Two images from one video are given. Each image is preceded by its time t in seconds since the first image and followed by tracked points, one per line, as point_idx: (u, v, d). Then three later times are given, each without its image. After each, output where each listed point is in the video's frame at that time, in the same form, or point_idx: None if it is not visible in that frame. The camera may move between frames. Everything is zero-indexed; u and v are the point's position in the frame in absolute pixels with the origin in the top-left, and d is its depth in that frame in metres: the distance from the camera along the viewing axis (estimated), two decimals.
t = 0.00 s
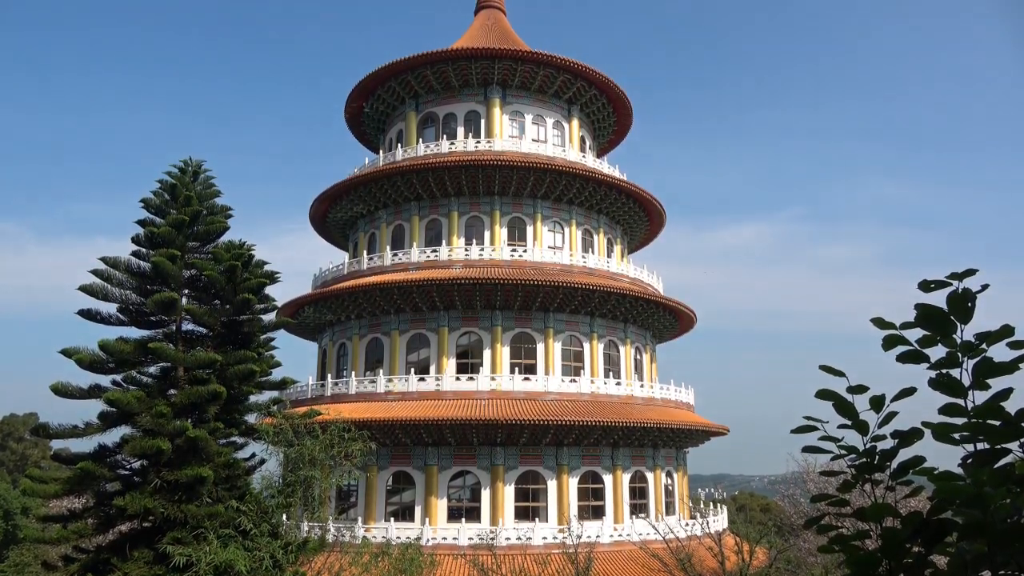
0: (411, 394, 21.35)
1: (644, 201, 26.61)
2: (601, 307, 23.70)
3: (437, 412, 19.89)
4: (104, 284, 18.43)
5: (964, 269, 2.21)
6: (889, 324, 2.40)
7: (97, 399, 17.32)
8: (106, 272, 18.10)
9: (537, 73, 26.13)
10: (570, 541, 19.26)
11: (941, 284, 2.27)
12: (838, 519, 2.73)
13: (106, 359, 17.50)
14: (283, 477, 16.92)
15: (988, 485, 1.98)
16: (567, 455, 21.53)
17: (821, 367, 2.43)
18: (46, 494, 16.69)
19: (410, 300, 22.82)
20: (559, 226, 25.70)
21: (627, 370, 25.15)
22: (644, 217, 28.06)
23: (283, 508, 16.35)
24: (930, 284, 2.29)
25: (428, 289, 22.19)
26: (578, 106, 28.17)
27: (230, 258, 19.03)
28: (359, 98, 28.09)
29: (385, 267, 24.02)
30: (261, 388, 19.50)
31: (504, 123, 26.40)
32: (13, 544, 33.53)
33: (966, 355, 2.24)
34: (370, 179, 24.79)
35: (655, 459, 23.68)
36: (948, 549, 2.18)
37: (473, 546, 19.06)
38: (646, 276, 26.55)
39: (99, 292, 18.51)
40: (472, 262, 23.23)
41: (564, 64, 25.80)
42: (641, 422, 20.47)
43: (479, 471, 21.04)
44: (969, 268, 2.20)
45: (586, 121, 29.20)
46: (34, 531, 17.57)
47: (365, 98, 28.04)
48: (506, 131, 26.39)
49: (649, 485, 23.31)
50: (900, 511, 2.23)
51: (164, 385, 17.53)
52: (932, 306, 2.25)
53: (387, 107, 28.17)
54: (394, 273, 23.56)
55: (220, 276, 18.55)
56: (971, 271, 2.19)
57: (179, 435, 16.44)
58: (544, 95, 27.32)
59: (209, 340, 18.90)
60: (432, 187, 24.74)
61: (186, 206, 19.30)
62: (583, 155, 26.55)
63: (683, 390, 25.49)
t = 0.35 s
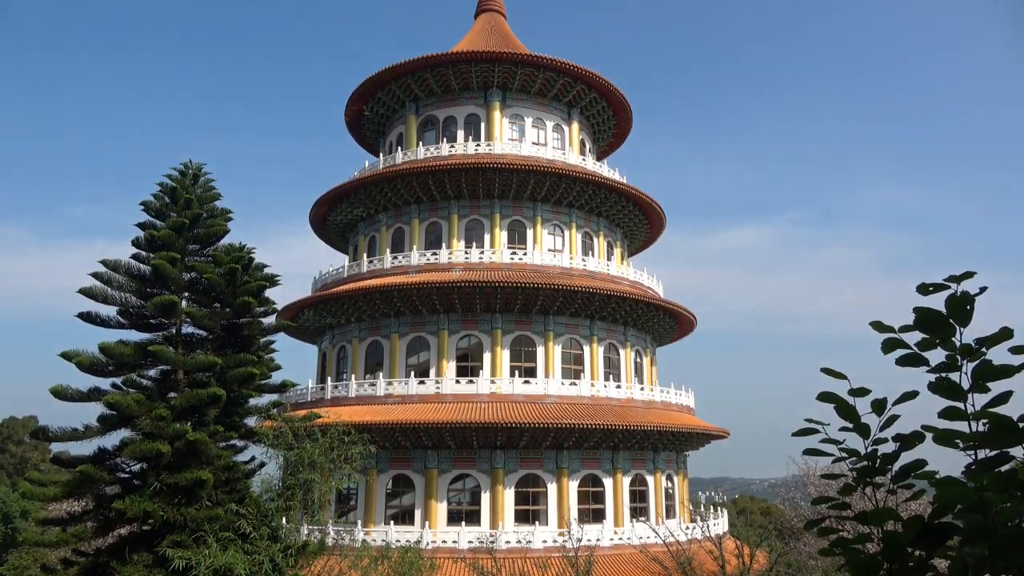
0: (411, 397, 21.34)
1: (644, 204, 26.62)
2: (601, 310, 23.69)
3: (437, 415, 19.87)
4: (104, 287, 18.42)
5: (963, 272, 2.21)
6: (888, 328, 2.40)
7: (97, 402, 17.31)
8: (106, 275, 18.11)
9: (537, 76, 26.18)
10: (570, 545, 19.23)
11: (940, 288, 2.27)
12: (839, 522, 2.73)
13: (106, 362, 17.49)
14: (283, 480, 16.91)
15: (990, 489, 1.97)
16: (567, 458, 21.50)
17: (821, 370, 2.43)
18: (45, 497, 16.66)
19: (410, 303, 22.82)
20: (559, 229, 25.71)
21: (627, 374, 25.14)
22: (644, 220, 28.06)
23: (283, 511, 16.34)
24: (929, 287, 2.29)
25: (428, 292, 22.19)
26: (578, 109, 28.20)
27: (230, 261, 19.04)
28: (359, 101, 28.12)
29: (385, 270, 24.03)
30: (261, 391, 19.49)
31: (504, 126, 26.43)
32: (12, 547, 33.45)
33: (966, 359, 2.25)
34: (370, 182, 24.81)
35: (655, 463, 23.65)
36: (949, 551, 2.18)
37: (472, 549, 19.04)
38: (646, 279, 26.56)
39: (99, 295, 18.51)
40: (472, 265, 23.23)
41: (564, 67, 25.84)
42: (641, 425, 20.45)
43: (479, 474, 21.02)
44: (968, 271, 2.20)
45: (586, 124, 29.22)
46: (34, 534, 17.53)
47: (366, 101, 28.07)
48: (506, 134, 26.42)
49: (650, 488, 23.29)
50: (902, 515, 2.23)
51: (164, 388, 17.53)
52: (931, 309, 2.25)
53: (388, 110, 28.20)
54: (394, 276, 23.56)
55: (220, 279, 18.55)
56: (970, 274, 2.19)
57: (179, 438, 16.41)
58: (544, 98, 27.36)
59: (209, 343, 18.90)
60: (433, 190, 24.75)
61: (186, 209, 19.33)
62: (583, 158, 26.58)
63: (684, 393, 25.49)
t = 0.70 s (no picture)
0: (411, 401, 21.33)
1: (644, 208, 26.64)
2: (602, 315, 23.69)
3: (437, 420, 19.84)
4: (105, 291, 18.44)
5: (962, 277, 2.22)
6: (888, 333, 2.41)
7: (97, 407, 17.31)
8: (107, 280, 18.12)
9: (537, 81, 26.24)
10: (571, 549, 19.18)
11: (940, 292, 2.28)
12: (840, 527, 2.74)
13: (106, 367, 17.49)
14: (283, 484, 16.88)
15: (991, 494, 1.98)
16: (567, 463, 21.48)
17: (821, 375, 2.44)
18: (45, 502, 16.64)
19: (410, 308, 22.84)
20: (560, 233, 25.73)
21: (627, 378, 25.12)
22: (645, 224, 28.08)
23: (283, 516, 16.31)
24: (928, 292, 2.30)
25: (428, 297, 22.19)
26: (578, 114, 28.25)
27: (231, 265, 19.05)
28: (360, 106, 28.17)
29: (385, 274, 24.05)
30: (261, 396, 19.48)
31: (504, 131, 26.48)
32: (12, 552, 33.42)
33: (966, 363, 2.26)
34: (371, 187, 24.85)
35: (656, 468, 23.62)
36: (951, 556, 2.18)
37: (473, 554, 19.00)
38: (647, 283, 26.57)
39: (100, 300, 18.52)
40: (472, 270, 23.24)
41: (564, 72, 25.89)
42: (641, 430, 20.42)
43: (479, 479, 21.00)
44: (968, 275, 2.21)
45: (586, 129, 29.26)
46: (34, 539, 17.51)
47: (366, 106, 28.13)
48: (507, 139, 26.46)
49: (651, 493, 23.26)
50: (903, 520, 2.23)
51: (164, 392, 17.52)
52: (931, 314, 2.26)
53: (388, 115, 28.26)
54: (394, 281, 23.58)
55: (220, 283, 18.54)
56: (970, 278, 2.21)
57: (179, 443, 16.40)
58: (545, 103, 27.41)
59: (209, 347, 18.90)
60: (433, 195, 24.79)
61: (187, 214, 19.36)
62: (583, 162, 26.61)
63: (685, 397, 25.47)
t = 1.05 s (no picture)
0: (412, 407, 21.32)
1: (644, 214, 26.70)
2: (602, 320, 23.69)
3: (437, 426, 19.81)
4: (106, 297, 18.45)
5: (961, 281, 2.24)
6: (886, 338, 2.42)
7: (97, 413, 17.30)
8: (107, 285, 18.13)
9: (537, 87, 26.31)
10: (571, 556, 19.11)
11: (939, 297, 2.30)
12: (841, 533, 2.74)
13: (106, 373, 17.49)
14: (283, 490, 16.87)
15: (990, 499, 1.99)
16: (568, 469, 21.44)
17: (820, 382, 2.45)
18: (45, 507, 16.61)
19: (410, 313, 22.84)
20: (560, 239, 25.75)
21: (628, 384, 25.10)
22: (645, 229, 28.10)
23: (283, 522, 16.31)
24: (927, 297, 2.32)
25: (429, 302, 22.20)
26: (578, 119, 28.31)
27: (231, 271, 19.08)
28: (361, 112, 28.24)
29: (385, 280, 24.07)
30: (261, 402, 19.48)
31: (505, 136, 26.54)
32: (11, 559, 33.33)
33: (967, 368, 2.26)
34: (371, 193, 24.90)
35: (657, 473, 23.58)
36: (951, 562, 2.18)
37: (473, 561, 18.95)
38: (647, 289, 26.58)
39: (101, 305, 18.53)
40: (473, 275, 23.25)
41: (565, 78, 25.98)
42: (642, 436, 20.39)
43: (480, 485, 20.96)
44: (966, 280, 2.23)
45: (586, 135, 29.32)
46: (33, 545, 17.46)
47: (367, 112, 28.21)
48: (507, 145, 26.51)
49: (651, 499, 23.21)
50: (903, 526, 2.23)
51: (164, 398, 17.50)
52: (930, 319, 2.27)
53: (389, 121, 28.31)
54: (394, 286, 23.60)
55: (220, 289, 18.55)
56: (969, 283, 2.22)
57: (179, 448, 16.37)
58: (545, 109, 27.48)
59: (209, 353, 18.90)
60: (433, 201, 24.83)
61: (188, 220, 19.40)
62: (583, 168, 26.65)
63: (685, 403, 25.45)
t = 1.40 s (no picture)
0: (412, 411, 21.29)
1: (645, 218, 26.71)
2: (603, 325, 23.67)
3: (437, 431, 19.77)
4: (106, 301, 18.44)
5: (963, 285, 2.22)
6: (888, 342, 2.41)
7: (97, 417, 17.29)
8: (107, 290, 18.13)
9: (537, 92, 26.36)
10: (572, 561, 19.04)
11: (940, 301, 2.28)
12: (843, 538, 2.72)
13: (106, 377, 17.47)
14: (283, 495, 16.81)
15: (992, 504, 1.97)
16: (568, 474, 21.39)
17: (821, 386, 2.44)
18: (44, 513, 16.58)
19: (411, 318, 22.83)
20: (560, 244, 25.75)
21: (628, 389, 25.06)
22: (645, 234, 28.11)
23: (282, 527, 16.23)
24: (929, 301, 2.30)
25: (429, 307, 22.19)
26: (578, 124, 28.34)
27: (231, 275, 19.09)
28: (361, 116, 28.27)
29: (385, 284, 24.07)
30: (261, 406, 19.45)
31: (505, 141, 26.56)
32: (10, 564, 33.31)
33: (968, 373, 2.25)
34: (371, 197, 24.92)
35: (657, 478, 23.52)
36: (954, 567, 2.16)
37: (473, 566, 18.89)
38: (647, 293, 26.56)
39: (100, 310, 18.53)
40: (473, 280, 23.25)
41: (564, 83, 26.02)
42: (642, 440, 20.33)
43: (480, 490, 20.91)
44: (968, 284, 2.21)
45: (586, 139, 29.35)
46: (32, 550, 17.44)
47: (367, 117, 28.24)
48: (507, 149, 26.54)
49: (652, 504, 23.15)
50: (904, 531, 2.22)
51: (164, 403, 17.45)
52: (931, 323, 2.26)
53: (389, 125, 28.34)
54: (394, 291, 23.60)
55: (221, 293, 18.55)
56: (971, 287, 2.21)
57: (179, 453, 16.33)
58: (545, 114, 27.52)
59: (209, 358, 18.89)
60: (434, 205, 24.85)
61: (188, 224, 19.42)
62: (583, 173, 26.67)
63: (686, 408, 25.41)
